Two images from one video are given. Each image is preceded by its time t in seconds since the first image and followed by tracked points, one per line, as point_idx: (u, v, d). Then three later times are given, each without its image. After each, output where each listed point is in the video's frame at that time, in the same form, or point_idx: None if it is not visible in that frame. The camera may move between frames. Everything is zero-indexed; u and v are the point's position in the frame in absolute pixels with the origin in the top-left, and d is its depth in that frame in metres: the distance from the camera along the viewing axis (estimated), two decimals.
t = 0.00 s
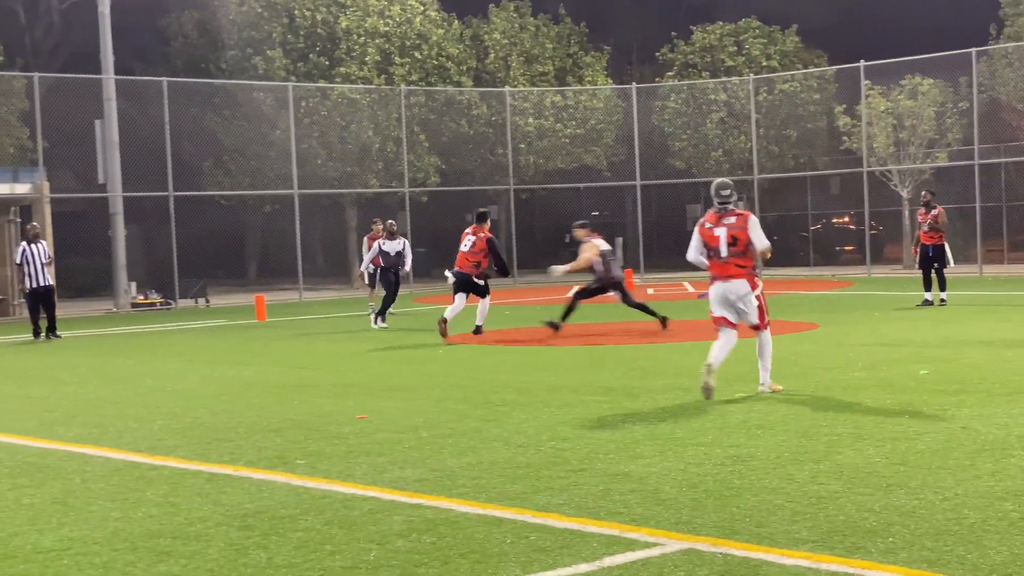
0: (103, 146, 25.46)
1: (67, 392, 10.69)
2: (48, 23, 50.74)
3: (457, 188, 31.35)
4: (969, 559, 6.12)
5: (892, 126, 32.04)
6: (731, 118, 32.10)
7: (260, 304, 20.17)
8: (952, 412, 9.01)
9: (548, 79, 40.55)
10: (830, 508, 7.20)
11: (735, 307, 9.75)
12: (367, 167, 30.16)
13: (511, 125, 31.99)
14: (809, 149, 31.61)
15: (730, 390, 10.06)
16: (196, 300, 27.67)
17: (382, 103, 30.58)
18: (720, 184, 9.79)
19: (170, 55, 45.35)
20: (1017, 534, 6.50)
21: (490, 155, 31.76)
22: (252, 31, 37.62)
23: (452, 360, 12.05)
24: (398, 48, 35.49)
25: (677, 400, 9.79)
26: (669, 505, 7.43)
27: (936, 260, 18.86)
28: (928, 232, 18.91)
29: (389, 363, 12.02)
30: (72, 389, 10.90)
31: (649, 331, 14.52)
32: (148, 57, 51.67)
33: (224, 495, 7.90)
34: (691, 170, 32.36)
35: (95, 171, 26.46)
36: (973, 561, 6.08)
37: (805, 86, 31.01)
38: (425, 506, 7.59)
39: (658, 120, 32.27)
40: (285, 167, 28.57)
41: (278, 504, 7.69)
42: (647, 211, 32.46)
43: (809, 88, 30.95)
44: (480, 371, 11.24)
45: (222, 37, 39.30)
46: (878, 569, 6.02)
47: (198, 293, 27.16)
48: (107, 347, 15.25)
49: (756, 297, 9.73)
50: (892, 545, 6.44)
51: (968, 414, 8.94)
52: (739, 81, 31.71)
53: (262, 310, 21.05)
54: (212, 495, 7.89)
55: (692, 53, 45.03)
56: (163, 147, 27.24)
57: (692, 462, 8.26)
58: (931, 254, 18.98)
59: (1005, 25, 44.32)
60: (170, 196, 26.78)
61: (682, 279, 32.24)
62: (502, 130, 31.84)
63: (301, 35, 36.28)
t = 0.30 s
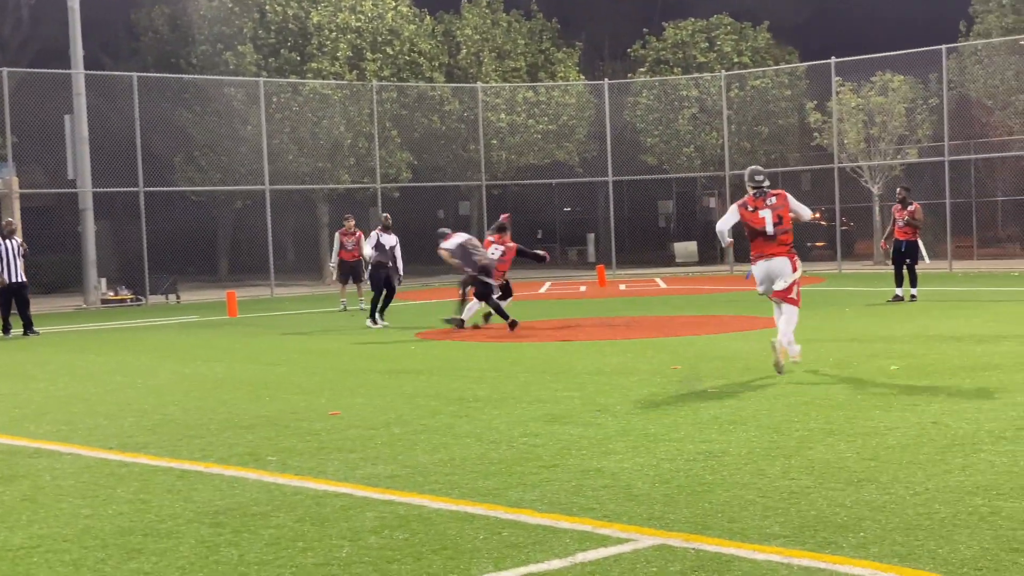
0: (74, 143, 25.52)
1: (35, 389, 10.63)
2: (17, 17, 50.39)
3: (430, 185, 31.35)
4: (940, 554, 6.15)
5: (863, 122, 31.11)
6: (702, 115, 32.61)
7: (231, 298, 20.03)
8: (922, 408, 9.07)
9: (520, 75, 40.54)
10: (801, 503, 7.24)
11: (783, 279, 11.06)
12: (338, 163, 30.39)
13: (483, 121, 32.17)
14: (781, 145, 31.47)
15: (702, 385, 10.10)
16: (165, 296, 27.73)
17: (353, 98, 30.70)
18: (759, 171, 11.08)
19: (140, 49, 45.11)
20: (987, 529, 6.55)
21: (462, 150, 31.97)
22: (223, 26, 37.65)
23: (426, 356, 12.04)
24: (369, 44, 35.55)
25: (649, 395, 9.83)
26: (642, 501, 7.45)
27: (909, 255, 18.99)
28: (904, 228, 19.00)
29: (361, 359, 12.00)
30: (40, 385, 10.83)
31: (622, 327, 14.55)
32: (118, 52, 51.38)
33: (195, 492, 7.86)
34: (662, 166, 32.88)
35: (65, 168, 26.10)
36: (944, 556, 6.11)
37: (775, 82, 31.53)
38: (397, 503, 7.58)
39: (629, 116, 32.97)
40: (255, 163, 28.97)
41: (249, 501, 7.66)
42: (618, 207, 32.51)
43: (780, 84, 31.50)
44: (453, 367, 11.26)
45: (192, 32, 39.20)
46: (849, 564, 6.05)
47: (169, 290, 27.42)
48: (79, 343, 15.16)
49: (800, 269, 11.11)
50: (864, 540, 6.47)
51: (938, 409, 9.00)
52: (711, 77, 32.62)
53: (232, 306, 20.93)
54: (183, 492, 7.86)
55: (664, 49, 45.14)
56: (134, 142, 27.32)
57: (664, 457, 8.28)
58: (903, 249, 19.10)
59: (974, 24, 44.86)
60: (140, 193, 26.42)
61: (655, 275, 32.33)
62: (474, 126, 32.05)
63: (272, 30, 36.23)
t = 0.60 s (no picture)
0: (45, 137, 25.32)
1: (6, 385, 10.58)
2: None
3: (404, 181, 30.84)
4: (913, 548, 6.20)
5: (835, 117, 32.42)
6: (677, 110, 32.76)
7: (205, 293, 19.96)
8: (895, 402, 9.12)
9: (493, 70, 40.53)
10: (775, 498, 7.28)
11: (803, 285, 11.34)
12: (312, 158, 30.05)
13: (457, 116, 31.87)
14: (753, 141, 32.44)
15: (677, 379, 10.15)
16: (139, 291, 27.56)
17: (327, 94, 30.37)
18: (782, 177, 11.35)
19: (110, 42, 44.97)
20: (960, 522, 6.61)
21: (437, 145, 31.63)
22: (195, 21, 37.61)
23: (401, 351, 12.06)
24: (343, 39, 35.95)
25: (623, 390, 9.87)
26: (617, 496, 7.48)
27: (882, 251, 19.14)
28: (878, 223, 19.15)
29: (336, 354, 12.00)
30: (11, 382, 10.77)
31: (598, 321, 14.59)
32: (90, 46, 51.14)
33: (168, 488, 7.85)
34: (636, 161, 33.20)
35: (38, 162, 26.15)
36: (917, 549, 6.16)
37: (749, 77, 32.63)
38: (372, 498, 7.60)
39: (604, 111, 32.69)
40: (229, 159, 28.32)
41: (223, 497, 7.66)
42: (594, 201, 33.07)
43: (753, 80, 32.68)
44: (429, 362, 11.28)
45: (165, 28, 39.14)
46: (823, 558, 6.10)
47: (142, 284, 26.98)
48: (52, 338, 15.08)
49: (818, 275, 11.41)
50: (837, 534, 6.53)
51: (911, 403, 9.06)
52: (686, 73, 32.60)
53: (206, 300, 20.85)
54: (157, 488, 7.85)
55: (638, 44, 44.95)
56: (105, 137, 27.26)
57: (638, 452, 8.32)
58: (876, 244, 19.26)
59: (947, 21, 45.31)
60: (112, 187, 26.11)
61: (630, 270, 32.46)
62: (448, 121, 31.76)
63: (245, 24, 35.59)
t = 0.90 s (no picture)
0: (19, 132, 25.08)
1: None
2: None
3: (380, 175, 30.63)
4: (888, 541, 6.24)
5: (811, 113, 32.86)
6: (652, 105, 32.65)
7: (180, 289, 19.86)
8: (870, 396, 9.17)
9: (470, 65, 40.49)
10: (751, 491, 7.31)
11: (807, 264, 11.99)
12: (288, 153, 30.02)
13: (433, 110, 31.98)
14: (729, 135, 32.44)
15: (654, 373, 10.19)
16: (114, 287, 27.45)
17: (303, 88, 30.44)
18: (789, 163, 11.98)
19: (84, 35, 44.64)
20: (934, 515, 6.64)
21: (413, 140, 31.73)
22: (170, 14, 37.43)
23: (378, 346, 12.04)
24: (318, 33, 35.44)
25: (600, 384, 9.89)
26: (593, 490, 7.49)
27: (855, 247, 19.28)
28: (849, 219, 19.30)
29: (312, 349, 11.97)
30: None
31: (576, 317, 14.61)
32: (64, 39, 50.78)
33: (144, 483, 7.82)
34: (613, 156, 32.77)
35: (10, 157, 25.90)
36: (891, 542, 6.20)
37: (724, 73, 32.55)
38: (349, 493, 7.58)
39: (580, 106, 32.77)
40: (205, 151, 28.35)
41: (199, 492, 7.63)
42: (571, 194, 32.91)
43: (730, 75, 32.54)
44: (406, 357, 11.28)
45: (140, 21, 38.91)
46: (799, 551, 6.13)
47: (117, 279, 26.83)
48: (26, 334, 14.98)
49: (821, 254, 12.08)
50: (813, 527, 6.56)
51: (886, 397, 9.10)
52: (662, 67, 32.41)
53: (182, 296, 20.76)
54: (132, 483, 7.82)
55: (614, 39, 45.20)
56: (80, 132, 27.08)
57: (615, 447, 8.33)
58: (849, 240, 19.37)
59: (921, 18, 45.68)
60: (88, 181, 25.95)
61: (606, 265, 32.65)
62: (424, 115, 31.83)
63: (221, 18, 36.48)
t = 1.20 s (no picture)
0: None
1: None
2: None
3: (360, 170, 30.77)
4: (864, 534, 6.26)
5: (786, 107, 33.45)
6: (630, 100, 32.89)
7: (157, 284, 19.77)
8: (847, 389, 9.21)
9: (447, 59, 40.48)
10: (729, 485, 7.33)
11: (795, 250, 12.06)
12: (265, 148, 29.89)
13: (411, 105, 31.86)
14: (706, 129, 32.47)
15: (632, 368, 10.21)
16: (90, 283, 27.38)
17: (280, 82, 30.23)
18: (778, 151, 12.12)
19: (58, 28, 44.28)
20: (910, 508, 6.67)
21: (391, 135, 31.90)
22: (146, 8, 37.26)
23: (356, 341, 12.01)
24: (296, 27, 35.49)
25: (578, 378, 9.91)
26: (571, 485, 7.49)
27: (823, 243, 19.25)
28: (815, 216, 19.34)
29: (288, 344, 11.93)
30: None
31: (554, 311, 14.61)
32: (39, 33, 50.44)
33: (121, 479, 7.78)
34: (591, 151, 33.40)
35: None
36: (868, 535, 6.22)
37: (703, 67, 32.41)
38: (326, 488, 7.56)
39: (557, 100, 32.78)
40: (180, 147, 28.42)
41: (175, 488, 7.60)
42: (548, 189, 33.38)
43: (707, 70, 32.43)
44: (384, 351, 11.27)
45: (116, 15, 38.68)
46: (776, 544, 6.14)
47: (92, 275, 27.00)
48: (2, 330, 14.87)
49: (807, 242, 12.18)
50: (790, 520, 6.58)
51: (862, 391, 9.14)
52: (639, 62, 32.66)
53: (159, 291, 20.66)
54: (108, 479, 7.78)
55: (592, 34, 45.30)
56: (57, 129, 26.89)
57: (593, 441, 8.33)
58: (817, 237, 19.41)
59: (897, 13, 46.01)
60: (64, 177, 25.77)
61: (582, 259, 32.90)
62: (403, 111, 31.75)
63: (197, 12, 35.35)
